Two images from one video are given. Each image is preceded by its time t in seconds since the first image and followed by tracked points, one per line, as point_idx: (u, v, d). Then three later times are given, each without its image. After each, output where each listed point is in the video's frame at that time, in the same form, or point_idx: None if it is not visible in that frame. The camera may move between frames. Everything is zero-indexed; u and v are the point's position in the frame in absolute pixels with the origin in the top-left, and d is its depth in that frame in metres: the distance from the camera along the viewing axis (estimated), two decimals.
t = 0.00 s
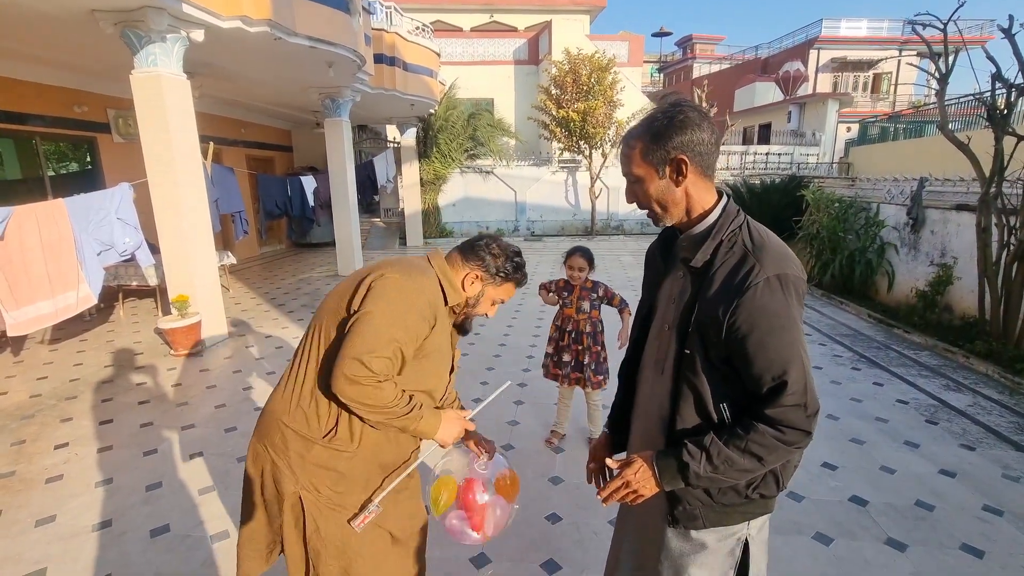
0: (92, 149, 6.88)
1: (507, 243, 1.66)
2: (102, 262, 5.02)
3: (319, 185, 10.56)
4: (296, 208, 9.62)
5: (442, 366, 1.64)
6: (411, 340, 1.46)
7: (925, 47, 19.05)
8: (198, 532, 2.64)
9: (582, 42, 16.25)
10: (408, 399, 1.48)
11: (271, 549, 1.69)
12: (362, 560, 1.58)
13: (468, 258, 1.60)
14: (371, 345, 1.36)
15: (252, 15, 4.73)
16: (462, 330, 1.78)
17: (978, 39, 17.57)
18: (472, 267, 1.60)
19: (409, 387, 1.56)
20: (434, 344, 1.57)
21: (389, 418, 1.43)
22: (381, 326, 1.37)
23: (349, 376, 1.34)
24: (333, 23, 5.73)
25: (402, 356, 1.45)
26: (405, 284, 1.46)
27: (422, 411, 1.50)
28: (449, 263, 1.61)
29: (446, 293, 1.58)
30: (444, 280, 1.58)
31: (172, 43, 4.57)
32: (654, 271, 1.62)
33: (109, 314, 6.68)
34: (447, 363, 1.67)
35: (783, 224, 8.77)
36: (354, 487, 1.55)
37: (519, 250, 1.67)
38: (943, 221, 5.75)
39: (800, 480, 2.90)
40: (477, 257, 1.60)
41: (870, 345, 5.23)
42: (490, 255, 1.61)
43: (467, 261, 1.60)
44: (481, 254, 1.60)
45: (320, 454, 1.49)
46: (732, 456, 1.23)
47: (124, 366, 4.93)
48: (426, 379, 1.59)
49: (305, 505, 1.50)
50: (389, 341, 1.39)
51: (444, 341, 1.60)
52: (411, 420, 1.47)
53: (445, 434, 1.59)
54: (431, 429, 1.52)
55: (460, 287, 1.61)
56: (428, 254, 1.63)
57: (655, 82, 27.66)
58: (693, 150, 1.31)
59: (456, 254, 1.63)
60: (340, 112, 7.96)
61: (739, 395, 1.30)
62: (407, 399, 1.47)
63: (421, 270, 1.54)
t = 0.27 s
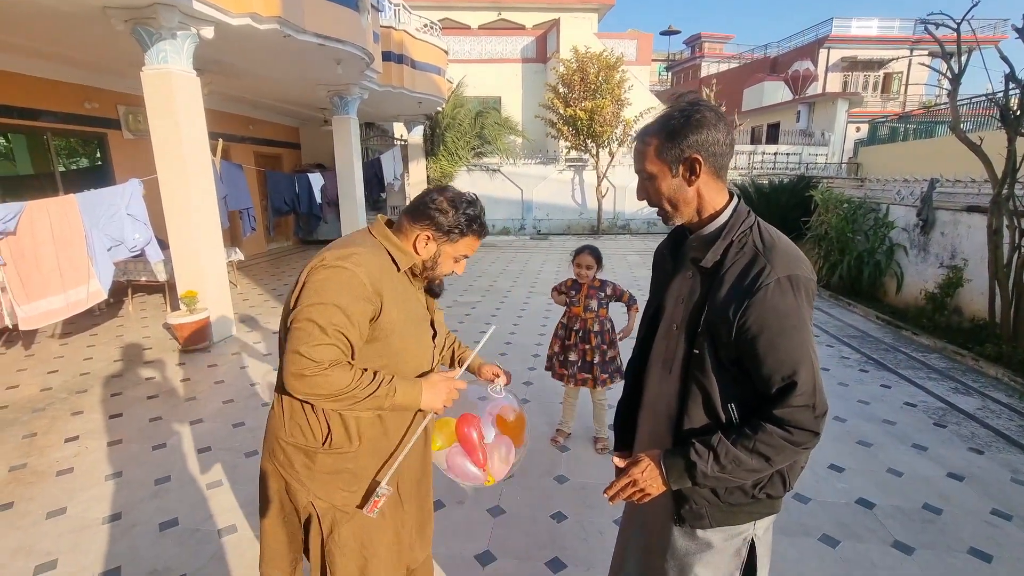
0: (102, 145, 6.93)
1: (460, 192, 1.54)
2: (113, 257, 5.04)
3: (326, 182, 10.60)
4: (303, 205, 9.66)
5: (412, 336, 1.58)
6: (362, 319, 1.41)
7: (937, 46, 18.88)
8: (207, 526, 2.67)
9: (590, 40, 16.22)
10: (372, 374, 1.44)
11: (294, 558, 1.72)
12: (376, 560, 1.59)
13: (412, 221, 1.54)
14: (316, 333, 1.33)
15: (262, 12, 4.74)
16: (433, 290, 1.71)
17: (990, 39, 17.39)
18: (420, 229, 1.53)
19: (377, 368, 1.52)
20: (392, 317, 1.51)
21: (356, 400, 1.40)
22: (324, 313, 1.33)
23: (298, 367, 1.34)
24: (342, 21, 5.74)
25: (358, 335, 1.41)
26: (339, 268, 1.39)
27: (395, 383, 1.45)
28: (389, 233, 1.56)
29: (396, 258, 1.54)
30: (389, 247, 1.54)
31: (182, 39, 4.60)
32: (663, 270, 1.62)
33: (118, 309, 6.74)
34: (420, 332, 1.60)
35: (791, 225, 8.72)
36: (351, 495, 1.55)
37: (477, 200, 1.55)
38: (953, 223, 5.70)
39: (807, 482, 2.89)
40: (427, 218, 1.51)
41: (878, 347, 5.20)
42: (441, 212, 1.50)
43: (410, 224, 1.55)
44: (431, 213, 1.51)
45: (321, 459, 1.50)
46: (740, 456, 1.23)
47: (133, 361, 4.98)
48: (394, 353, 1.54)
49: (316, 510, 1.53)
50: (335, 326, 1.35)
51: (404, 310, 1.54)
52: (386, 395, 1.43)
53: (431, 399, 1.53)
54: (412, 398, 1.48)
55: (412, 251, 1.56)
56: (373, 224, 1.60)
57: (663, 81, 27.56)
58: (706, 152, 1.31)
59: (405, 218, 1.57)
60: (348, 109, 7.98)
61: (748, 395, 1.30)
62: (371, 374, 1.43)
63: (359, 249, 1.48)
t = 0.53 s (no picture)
0: (109, 146, 6.98)
1: (399, 168, 1.52)
2: (119, 258, 5.08)
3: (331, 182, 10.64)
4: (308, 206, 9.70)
5: (382, 321, 1.56)
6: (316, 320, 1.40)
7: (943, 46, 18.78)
8: (213, 524, 2.69)
9: (595, 40, 16.22)
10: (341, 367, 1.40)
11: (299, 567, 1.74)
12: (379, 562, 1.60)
13: (358, 207, 1.53)
14: (272, 343, 1.33)
15: (267, 13, 4.76)
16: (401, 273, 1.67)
17: (998, 39, 17.29)
18: (367, 214, 1.52)
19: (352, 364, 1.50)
20: (351, 312, 1.49)
21: (329, 401, 1.35)
22: (275, 323, 1.34)
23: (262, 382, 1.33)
24: (347, 22, 5.77)
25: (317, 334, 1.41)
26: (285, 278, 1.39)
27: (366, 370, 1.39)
28: (338, 225, 1.57)
29: (345, 247, 1.54)
30: (339, 237, 1.55)
31: (188, 41, 4.62)
32: (668, 270, 1.63)
33: (125, 309, 6.78)
34: (388, 318, 1.58)
35: (795, 225, 8.69)
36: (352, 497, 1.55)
37: (421, 172, 1.52)
38: (960, 223, 5.68)
39: (811, 483, 2.88)
40: (372, 201, 1.50)
41: (883, 348, 5.18)
42: (383, 191, 1.49)
43: (354, 213, 1.55)
44: (374, 195, 1.49)
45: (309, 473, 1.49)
46: (743, 457, 1.23)
47: (140, 360, 5.01)
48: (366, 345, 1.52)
49: (313, 519, 1.52)
50: (289, 333, 1.34)
51: (364, 301, 1.52)
52: (360, 385, 1.38)
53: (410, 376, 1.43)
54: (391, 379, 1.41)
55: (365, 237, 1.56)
56: (319, 223, 1.62)
57: (667, 81, 27.51)
58: (716, 153, 1.32)
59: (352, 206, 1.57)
60: (353, 110, 8.01)
61: (752, 395, 1.31)
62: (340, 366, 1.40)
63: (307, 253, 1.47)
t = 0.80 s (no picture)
0: (117, 147, 7.03)
1: (370, 162, 1.50)
2: (127, 258, 5.12)
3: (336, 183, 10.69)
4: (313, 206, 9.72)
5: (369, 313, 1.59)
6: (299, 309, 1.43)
7: (951, 44, 18.62)
8: (219, 523, 2.70)
9: (599, 40, 16.19)
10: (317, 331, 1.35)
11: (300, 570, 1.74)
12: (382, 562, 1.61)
13: (334, 205, 1.54)
14: (254, 327, 1.34)
15: (272, 14, 4.79)
16: (387, 267, 1.64)
17: (1007, 37, 17.13)
18: (342, 211, 1.52)
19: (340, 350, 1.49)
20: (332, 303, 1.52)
21: (311, 363, 1.30)
22: (258, 310, 1.36)
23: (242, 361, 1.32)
24: (352, 23, 5.78)
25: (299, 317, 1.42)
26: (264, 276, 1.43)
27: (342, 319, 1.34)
28: (316, 226, 1.59)
29: (324, 246, 1.57)
30: (317, 236, 1.58)
31: (195, 43, 4.65)
32: (671, 273, 1.62)
33: (132, 309, 6.83)
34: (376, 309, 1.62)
35: (801, 225, 8.64)
36: (350, 497, 1.56)
37: (392, 164, 1.50)
38: (968, 223, 5.63)
39: (817, 484, 2.87)
40: (344, 197, 1.50)
41: (889, 349, 5.14)
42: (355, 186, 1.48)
43: (332, 211, 1.56)
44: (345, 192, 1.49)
45: (303, 479, 1.49)
46: (749, 461, 1.22)
47: (146, 360, 5.05)
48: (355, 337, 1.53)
49: (314, 524, 1.53)
50: (273, 318, 1.36)
51: (343, 293, 1.55)
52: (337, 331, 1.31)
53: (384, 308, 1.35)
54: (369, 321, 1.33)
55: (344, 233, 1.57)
56: (298, 224, 1.64)
57: (673, 81, 27.44)
58: (725, 153, 1.31)
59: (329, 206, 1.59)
60: (358, 111, 8.03)
61: (757, 398, 1.31)
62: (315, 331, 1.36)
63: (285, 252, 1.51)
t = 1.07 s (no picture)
0: (124, 147, 7.07)
1: (372, 157, 1.51)
2: (134, 258, 5.14)
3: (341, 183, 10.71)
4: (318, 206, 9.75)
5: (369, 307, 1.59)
6: (294, 298, 1.44)
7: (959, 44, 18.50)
8: (225, 522, 2.71)
9: (604, 40, 16.18)
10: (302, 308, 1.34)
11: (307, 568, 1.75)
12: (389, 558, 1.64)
13: (337, 202, 1.55)
14: (245, 305, 1.34)
15: (279, 16, 4.81)
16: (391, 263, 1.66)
17: (1016, 37, 17.00)
18: (345, 207, 1.53)
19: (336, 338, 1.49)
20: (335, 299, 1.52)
21: (293, 333, 1.29)
22: (251, 291, 1.37)
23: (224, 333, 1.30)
24: (358, 24, 5.81)
25: (291, 301, 1.42)
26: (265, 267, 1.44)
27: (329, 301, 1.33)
28: (319, 224, 1.60)
29: (328, 244, 1.58)
30: (320, 234, 1.59)
31: (202, 44, 4.67)
32: (678, 273, 1.61)
33: (138, 308, 6.87)
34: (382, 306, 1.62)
35: (807, 226, 8.60)
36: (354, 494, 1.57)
37: (394, 158, 1.51)
38: (976, 225, 5.59)
39: (822, 487, 2.86)
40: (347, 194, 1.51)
41: (895, 351, 5.11)
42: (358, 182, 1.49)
43: (335, 208, 1.56)
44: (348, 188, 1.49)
45: (308, 475, 1.50)
46: (756, 462, 1.22)
47: (153, 359, 5.07)
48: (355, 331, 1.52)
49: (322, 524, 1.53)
50: (264, 298, 1.37)
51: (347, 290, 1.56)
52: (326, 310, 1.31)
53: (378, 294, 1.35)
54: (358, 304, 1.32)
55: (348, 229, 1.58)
56: (302, 224, 1.64)
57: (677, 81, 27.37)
58: (734, 152, 1.31)
59: (331, 204, 1.60)
60: (363, 112, 8.05)
61: (765, 401, 1.30)
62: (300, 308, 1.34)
63: (288, 247, 1.52)
